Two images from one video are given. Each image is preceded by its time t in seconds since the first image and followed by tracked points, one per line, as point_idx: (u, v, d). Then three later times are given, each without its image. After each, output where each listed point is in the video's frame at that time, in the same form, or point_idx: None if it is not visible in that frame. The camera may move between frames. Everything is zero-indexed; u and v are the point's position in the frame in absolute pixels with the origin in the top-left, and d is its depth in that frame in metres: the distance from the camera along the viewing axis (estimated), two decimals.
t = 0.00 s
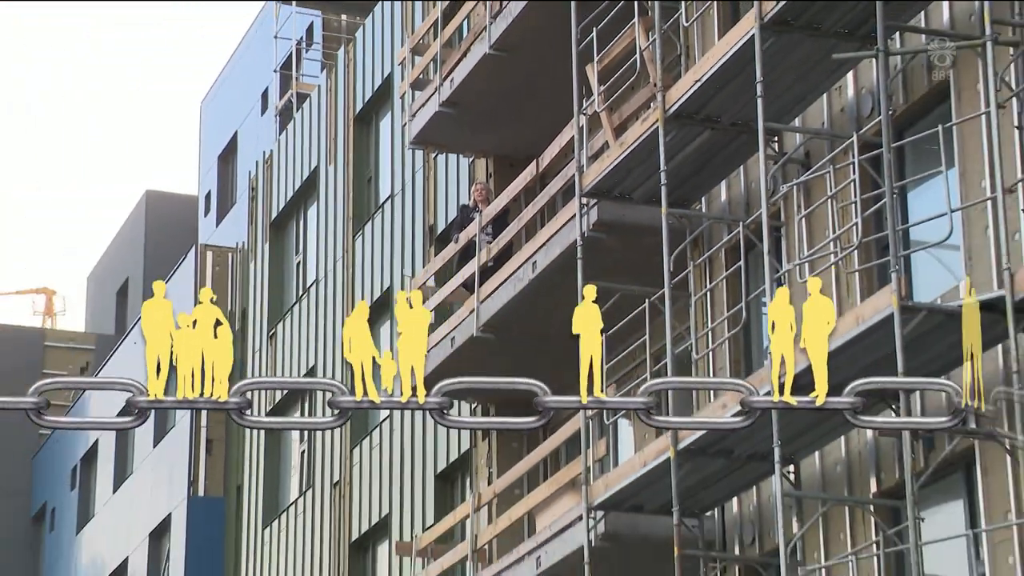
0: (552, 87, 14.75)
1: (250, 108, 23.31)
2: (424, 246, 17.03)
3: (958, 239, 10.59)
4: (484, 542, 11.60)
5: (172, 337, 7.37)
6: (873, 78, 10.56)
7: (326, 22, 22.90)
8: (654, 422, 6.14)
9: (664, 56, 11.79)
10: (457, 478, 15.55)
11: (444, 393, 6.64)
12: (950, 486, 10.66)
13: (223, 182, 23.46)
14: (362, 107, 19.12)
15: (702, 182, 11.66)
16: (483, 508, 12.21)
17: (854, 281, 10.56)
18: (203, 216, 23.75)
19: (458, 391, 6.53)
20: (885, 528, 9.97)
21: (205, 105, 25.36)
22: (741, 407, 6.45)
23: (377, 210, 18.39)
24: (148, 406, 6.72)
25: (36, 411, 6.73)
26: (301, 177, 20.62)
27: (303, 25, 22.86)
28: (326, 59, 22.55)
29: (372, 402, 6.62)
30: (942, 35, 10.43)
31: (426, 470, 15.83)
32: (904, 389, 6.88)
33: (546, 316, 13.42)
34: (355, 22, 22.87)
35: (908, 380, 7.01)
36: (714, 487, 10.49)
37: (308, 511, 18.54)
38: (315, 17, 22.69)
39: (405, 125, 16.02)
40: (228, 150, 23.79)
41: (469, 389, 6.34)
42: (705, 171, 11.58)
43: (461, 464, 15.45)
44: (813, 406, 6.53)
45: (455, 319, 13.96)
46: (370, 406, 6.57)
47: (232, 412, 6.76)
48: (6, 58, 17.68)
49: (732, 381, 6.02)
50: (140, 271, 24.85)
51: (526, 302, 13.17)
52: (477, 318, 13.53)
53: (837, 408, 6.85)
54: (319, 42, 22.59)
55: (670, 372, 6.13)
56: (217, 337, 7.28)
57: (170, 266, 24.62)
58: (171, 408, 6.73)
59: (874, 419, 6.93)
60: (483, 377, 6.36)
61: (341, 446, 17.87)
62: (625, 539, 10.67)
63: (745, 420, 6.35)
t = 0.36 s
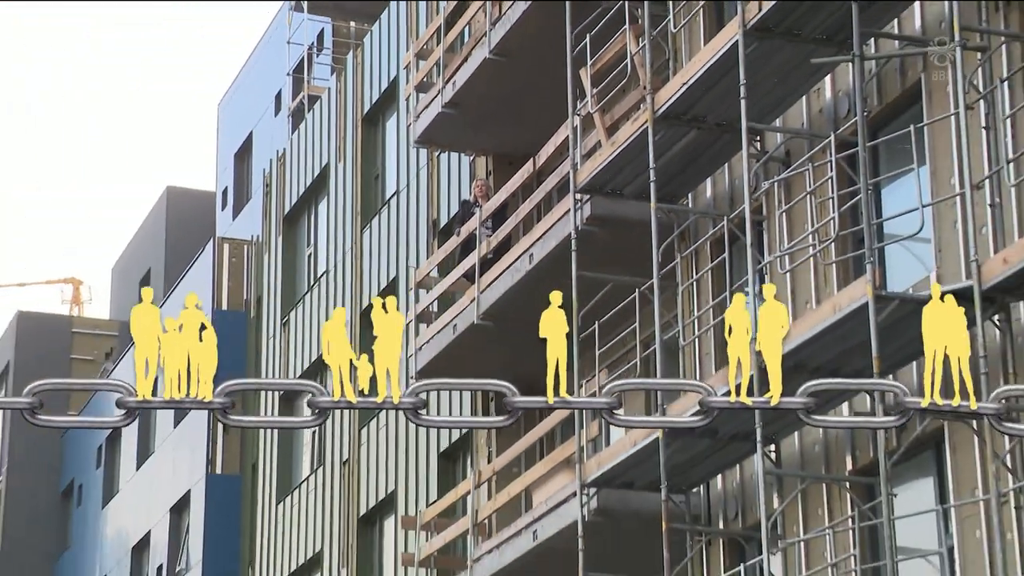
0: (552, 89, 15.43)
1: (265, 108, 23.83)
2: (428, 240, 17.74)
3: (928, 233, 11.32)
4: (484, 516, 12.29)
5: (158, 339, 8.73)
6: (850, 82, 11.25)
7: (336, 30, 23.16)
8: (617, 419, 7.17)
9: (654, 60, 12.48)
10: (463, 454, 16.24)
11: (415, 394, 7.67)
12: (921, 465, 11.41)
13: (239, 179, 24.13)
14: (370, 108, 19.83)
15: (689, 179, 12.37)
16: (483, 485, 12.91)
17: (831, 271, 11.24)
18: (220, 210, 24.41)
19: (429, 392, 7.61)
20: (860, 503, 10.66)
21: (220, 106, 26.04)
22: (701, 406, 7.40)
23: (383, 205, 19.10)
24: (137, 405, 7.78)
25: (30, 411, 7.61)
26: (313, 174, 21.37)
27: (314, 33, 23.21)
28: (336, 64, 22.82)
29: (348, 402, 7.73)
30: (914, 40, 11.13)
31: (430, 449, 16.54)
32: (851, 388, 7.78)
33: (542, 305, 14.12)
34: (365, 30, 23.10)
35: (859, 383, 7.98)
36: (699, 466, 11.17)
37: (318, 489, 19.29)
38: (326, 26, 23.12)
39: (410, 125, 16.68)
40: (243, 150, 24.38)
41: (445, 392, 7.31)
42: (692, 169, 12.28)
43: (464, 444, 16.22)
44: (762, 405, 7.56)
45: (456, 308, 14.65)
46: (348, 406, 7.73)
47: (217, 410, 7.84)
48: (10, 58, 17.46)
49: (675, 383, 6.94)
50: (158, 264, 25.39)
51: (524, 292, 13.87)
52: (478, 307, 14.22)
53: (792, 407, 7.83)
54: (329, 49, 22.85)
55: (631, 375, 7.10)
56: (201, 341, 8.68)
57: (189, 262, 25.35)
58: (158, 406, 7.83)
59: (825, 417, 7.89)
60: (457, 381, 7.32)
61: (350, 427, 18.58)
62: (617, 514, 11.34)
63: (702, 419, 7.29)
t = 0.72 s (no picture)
0: (551, 93, 16.18)
1: (278, 111, 24.68)
2: (433, 236, 18.48)
3: (901, 228, 12.10)
4: (486, 493, 13.02)
5: (149, 341, 8.82)
6: (828, 86, 12.01)
7: (346, 36, 24.25)
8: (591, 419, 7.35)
9: (645, 65, 13.22)
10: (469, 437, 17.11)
11: (399, 394, 7.90)
12: (894, 444, 12.23)
13: (255, 175, 25.05)
14: (378, 110, 20.52)
15: (678, 177, 13.12)
16: (484, 465, 13.64)
17: (811, 263, 11.97)
18: (237, 205, 25.34)
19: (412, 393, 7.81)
20: (838, 481, 11.40)
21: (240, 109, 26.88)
22: (672, 408, 7.65)
23: (390, 202, 19.83)
24: (129, 405, 8.02)
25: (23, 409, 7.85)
26: (323, 172, 22.07)
27: (324, 40, 24.14)
28: (347, 69, 23.64)
29: (331, 403, 7.86)
30: (889, 47, 11.87)
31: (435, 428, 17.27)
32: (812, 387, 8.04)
33: (540, 295, 14.87)
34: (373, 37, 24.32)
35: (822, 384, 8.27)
36: (686, 446, 11.90)
37: (328, 469, 20.03)
38: (335, 33, 24.05)
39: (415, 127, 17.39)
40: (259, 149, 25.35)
41: (423, 394, 7.51)
42: (680, 167, 13.03)
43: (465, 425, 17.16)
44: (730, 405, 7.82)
45: (458, 298, 15.40)
46: (332, 407, 7.80)
47: (204, 410, 8.04)
48: (10, 57, 16.34)
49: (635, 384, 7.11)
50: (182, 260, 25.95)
51: (522, 284, 14.61)
52: (479, 298, 14.95)
53: (758, 408, 8.24)
54: (339, 55, 23.76)
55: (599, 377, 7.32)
56: (190, 343, 8.75)
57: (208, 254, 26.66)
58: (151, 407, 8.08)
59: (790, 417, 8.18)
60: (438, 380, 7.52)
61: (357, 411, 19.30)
62: (610, 490, 12.06)
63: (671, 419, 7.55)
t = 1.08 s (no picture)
0: (550, 98, 16.96)
1: (292, 115, 24.54)
2: (439, 232, 19.40)
3: (877, 225, 12.89)
4: (488, 473, 13.80)
5: (147, 341, 9.09)
6: (808, 91, 12.79)
7: (355, 45, 25.18)
8: (588, 419, 7.42)
9: (636, 71, 14.00)
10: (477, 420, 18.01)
11: (395, 395, 8.32)
12: (870, 428, 13.04)
13: (270, 176, 24.36)
14: (386, 113, 21.66)
15: (668, 178, 13.91)
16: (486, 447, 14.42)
17: (793, 258, 12.74)
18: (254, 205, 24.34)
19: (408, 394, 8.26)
20: (818, 462, 12.17)
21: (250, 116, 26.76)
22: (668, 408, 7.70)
23: (398, 200, 20.77)
24: (126, 405, 8.19)
25: (26, 410, 8.06)
26: (334, 173, 23.00)
27: (336, 48, 24.96)
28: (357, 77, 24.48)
29: (329, 403, 8.36)
30: (866, 55, 12.64)
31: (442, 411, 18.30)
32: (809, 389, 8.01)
33: (538, 288, 15.63)
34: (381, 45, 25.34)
35: (817, 385, 8.25)
36: (676, 430, 12.67)
37: (335, 454, 20.78)
38: (346, 42, 24.84)
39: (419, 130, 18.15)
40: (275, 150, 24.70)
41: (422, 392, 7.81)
42: (670, 168, 13.82)
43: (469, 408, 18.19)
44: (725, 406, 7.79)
45: (460, 292, 16.17)
46: (330, 408, 8.37)
47: (203, 410, 8.30)
48: (10, 56, 15.21)
49: (633, 381, 7.14)
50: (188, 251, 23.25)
51: (521, 278, 15.38)
52: (481, 291, 15.72)
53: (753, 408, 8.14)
54: (350, 61, 24.72)
55: (595, 377, 7.40)
56: (189, 344, 9.03)
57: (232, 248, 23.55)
58: (148, 407, 8.26)
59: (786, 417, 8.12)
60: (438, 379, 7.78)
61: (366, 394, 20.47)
62: (604, 471, 12.84)
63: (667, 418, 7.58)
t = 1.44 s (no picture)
0: (548, 102, 17.69)
1: (302, 117, 26.17)
2: (441, 228, 20.18)
3: (857, 221, 13.65)
4: (487, 458, 14.61)
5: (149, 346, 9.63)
6: (792, 95, 13.52)
7: (364, 50, 26.13)
8: (586, 418, 8.01)
9: (630, 76, 14.74)
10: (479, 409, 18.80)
11: (394, 395, 8.71)
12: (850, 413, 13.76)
13: (283, 175, 26.24)
14: (391, 115, 22.35)
15: (658, 176, 14.66)
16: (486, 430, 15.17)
17: (777, 252, 13.47)
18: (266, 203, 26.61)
19: (407, 394, 8.63)
20: (801, 445, 12.87)
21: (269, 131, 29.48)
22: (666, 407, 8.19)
23: (404, 198, 21.62)
24: (126, 405, 8.58)
25: (24, 410, 8.37)
26: (343, 172, 23.82)
27: (344, 53, 26.03)
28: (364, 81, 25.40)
29: (328, 402, 8.74)
30: (846, 60, 13.38)
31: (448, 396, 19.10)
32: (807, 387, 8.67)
33: (536, 281, 16.38)
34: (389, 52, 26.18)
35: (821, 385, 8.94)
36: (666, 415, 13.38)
37: (347, 438, 21.79)
38: (354, 47, 25.91)
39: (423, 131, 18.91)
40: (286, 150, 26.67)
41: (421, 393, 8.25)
42: (661, 167, 14.55)
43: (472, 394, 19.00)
44: (722, 405, 8.43)
45: (463, 285, 16.95)
46: (329, 406, 8.74)
47: (203, 410, 8.73)
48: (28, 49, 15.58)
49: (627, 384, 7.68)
50: (207, 246, 27.17)
51: (520, 271, 16.13)
52: (483, 283, 16.49)
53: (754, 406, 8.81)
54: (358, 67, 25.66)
55: (596, 378, 7.96)
56: (188, 344, 9.48)
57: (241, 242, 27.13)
58: (147, 407, 8.66)
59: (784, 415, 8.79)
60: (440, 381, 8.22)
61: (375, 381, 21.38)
62: (598, 454, 13.56)
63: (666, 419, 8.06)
